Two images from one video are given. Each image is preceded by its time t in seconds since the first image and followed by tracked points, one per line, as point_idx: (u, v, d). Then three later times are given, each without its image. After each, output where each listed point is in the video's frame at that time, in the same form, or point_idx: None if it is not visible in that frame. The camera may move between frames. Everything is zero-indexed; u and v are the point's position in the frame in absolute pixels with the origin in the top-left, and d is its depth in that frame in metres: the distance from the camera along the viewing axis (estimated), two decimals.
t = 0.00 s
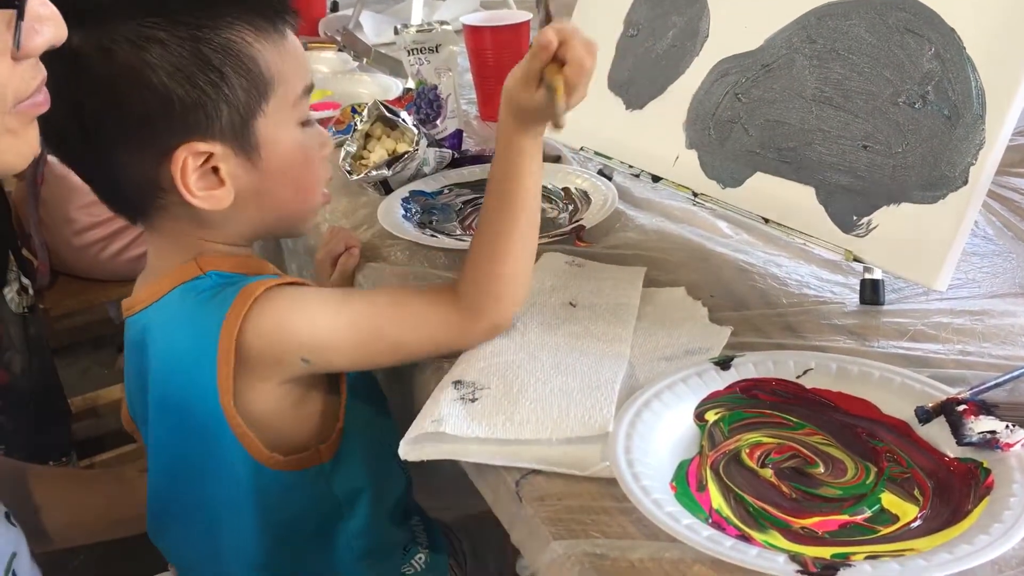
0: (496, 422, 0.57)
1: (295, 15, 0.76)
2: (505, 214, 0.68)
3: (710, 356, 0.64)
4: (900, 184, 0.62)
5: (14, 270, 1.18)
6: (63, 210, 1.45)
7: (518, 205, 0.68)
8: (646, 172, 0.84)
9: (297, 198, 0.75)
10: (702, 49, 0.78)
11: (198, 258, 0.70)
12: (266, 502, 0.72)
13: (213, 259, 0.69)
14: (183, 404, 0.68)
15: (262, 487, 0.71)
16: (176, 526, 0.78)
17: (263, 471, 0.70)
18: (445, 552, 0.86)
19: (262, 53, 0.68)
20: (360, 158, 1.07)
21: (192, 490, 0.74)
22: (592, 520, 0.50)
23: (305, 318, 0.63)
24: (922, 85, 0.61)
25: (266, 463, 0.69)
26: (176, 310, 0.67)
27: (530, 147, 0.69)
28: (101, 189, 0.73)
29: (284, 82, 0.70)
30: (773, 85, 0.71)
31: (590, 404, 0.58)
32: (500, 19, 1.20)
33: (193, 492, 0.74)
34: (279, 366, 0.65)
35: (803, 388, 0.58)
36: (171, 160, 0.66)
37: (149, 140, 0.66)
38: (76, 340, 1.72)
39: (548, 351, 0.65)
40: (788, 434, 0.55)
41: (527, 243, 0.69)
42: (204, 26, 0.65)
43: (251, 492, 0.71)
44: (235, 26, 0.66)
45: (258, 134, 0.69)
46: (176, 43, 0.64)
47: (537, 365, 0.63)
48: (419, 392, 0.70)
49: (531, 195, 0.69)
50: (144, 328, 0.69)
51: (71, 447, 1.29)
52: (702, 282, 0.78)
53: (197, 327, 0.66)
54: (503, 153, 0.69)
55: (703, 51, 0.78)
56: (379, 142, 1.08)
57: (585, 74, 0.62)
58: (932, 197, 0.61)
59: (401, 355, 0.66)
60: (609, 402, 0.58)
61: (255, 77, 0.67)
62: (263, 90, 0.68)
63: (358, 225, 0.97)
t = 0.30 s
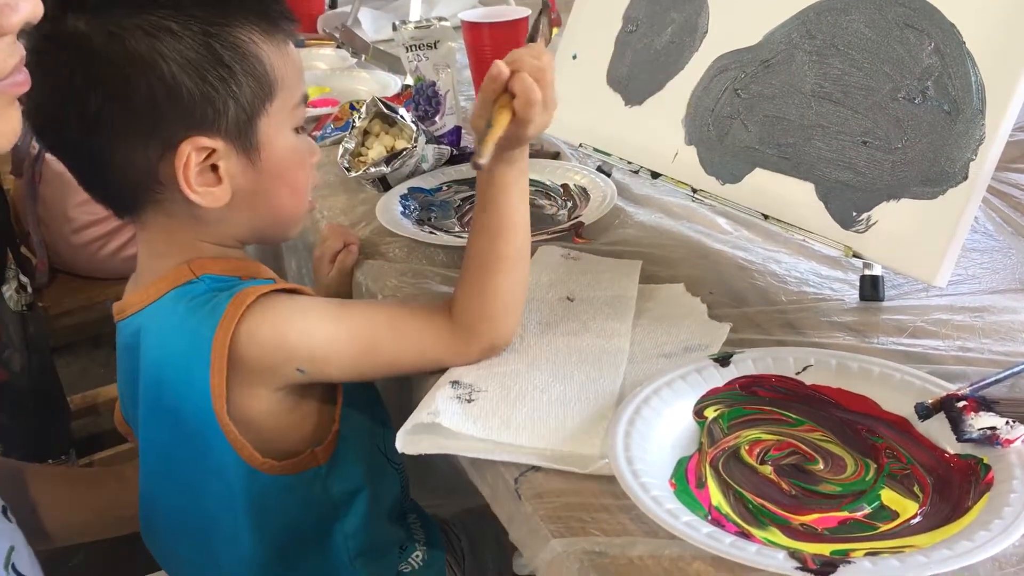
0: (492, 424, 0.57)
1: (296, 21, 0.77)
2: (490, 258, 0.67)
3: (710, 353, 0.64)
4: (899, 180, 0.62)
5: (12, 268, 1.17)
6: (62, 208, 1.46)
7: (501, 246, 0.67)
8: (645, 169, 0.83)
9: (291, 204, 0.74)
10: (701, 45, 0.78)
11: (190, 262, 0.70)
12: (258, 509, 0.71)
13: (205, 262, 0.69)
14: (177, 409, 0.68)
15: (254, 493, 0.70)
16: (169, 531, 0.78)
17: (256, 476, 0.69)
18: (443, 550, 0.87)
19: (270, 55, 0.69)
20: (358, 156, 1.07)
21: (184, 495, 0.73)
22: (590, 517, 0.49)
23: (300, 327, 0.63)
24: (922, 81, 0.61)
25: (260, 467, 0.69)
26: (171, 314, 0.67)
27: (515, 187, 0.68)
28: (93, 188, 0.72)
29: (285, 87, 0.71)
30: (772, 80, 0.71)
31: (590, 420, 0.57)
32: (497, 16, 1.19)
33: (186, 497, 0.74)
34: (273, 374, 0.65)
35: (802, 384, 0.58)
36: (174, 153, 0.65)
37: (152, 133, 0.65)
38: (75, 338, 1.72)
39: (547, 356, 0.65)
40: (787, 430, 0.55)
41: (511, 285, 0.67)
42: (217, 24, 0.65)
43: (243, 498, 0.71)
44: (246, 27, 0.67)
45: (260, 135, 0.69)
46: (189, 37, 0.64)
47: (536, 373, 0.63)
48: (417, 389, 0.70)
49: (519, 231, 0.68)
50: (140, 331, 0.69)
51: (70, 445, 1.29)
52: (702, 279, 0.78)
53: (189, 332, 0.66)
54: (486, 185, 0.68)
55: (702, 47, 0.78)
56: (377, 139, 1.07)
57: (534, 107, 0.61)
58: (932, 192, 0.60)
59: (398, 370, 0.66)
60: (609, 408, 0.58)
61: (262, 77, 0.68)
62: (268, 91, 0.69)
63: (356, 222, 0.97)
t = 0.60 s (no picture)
0: (493, 424, 0.57)
1: (313, 22, 0.77)
2: (491, 263, 0.67)
3: (711, 352, 0.64)
4: (900, 179, 0.62)
5: (15, 267, 1.18)
6: (65, 208, 1.46)
7: (503, 251, 0.67)
8: (647, 169, 0.83)
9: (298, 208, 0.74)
10: (703, 44, 0.78)
11: (201, 258, 0.70)
12: (266, 505, 0.72)
13: (216, 259, 0.70)
14: (184, 406, 0.68)
15: (264, 489, 0.71)
16: (173, 531, 0.78)
17: (266, 472, 0.70)
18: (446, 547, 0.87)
19: (289, 57, 0.69)
20: (361, 155, 1.07)
21: (190, 493, 0.73)
22: (592, 516, 0.50)
23: (303, 326, 0.64)
24: (922, 80, 0.61)
25: (271, 462, 0.69)
26: (179, 311, 0.67)
27: (515, 195, 0.69)
28: (105, 185, 0.73)
29: (304, 88, 0.71)
30: (773, 80, 0.71)
31: (591, 420, 0.57)
32: (499, 16, 1.20)
33: (191, 495, 0.73)
34: (276, 373, 0.66)
35: (804, 383, 0.58)
36: (196, 154, 0.65)
37: (177, 134, 0.65)
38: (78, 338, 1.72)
39: (547, 357, 0.65)
40: (789, 429, 0.55)
41: (513, 289, 0.67)
42: (238, 24, 0.65)
43: (252, 494, 0.71)
44: (267, 30, 0.67)
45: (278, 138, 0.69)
46: (212, 38, 0.64)
47: (538, 374, 0.63)
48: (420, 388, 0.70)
49: (519, 237, 0.69)
50: (149, 328, 0.69)
51: (73, 445, 1.29)
52: (703, 279, 0.78)
53: (198, 329, 0.66)
54: (483, 193, 0.69)
55: (703, 47, 0.78)
56: (379, 139, 1.08)
57: (516, 115, 0.63)
58: (933, 191, 0.61)
59: (398, 374, 0.66)
60: (611, 407, 0.58)
61: (282, 79, 0.68)
62: (288, 93, 0.69)
63: (358, 222, 0.97)
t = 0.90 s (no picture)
0: (498, 424, 0.57)
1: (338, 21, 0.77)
2: (496, 267, 0.67)
3: (715, 353, 0.64)
4: (903, 180, 0.63)
5: (21, 270, 1.17)
6: (69, 212, 1.47)
7: (508, 254, 0.68)
8: (650, 170, 0.83)
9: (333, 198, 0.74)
10: (706, 46, 0.78)
11: (221, 252, 0.70)
12: (280, 498, 0.72)
13: (237, 254, 0.70)
14: (198, 400, 0.68)
15: (280, 481, 0.71)
16: (184, 527, 0.77)
17: (283, 462, 0.70)
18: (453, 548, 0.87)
19: (313, 57, 0.68)
20: (365, 157, 1.07)
21: (203, 488, 0.73)
22: (596, 517, 0.50)
23: (318, 319, 0.64)
24: (926, 81, 0.61)
25: (288, 453, 0.69)
26: (196, 303, 0.67)
27: (520, 201, 0.69)
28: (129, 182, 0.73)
29: (326, 89, 0.70)
30: (777, 82, 0.71)
31: (596, 421, 0.57)
32: (502, 19, 1.20)
33: (204, 490, 0.73)
34: (292, 363, 0.66)
35: (808, 384, 0.58)
36: (220, 155, 0.66)
37: (201, 135, 0.65)
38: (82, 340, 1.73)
39: (550, 359, 0.65)
40: (794, 430, 0.55)
41: (523, 287, 0.67)
42: (262, 25, 0.66)
43: (266, 488, 0.71)
44: (290, 30, 0.67)
45: (302, 138, 0.69)
46: (236, 40, 0.64)
47: (542, 376, 0.63)
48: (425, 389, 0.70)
49: (525, 238, 0.69)
50: (165, 321, 0.70)
51: (78, 446, 1.30)
52: (706, 279, 0.78)
53: (214, 322, 0.66)
54: (489, 196, 0.69)
55: (707, 48, 0.78)
56: (383, 141, 1.08)
57: (512, 120, 0.64)
58: (936, 193, 0.61)
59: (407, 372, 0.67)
60: (615, 408, 0.58)
61: (306, 79, 0.68)
62: (311, 93, 0.68)
63: (363, 223, 0.97)
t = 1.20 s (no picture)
0: (503, 424, 0.57)
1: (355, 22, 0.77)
2: (500, 269, 0.67)
3: (720, 353, 0.64)
4: (909, 180, 0.63)
5: (25, 270, 1.18)
6: (75, 211, 1.45)
7: (513, 255, 0.68)
8: (654, 170, 0.83)
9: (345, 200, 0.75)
10: (711, 45, 0.78)
11: (234, 247, 0.70)
12: (290, 495, 0.72)
13: (251, 249, 0.70)
14: (210, 396, 0.68)
15: (291, 477, 0.71)
16: (194, 524, 0.78)
17: (294, 456, 0.70)
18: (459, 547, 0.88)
19: (339, 57, 0.69)
20: (369, 157, 1.07)
21: (213, 485, 0.73)
22: (601, 517, 0.50)
23: (327, 316, 0.64)
24: (932, 81, 0.61)
25: (299, 446, 0.70)
26: (209, 299, 0.68)
27: (520, 204, 0.70)
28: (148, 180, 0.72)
29: (348, 88, 0.71)
30: (782, 82, 0.71)
31: (601, 422, 0.57)
32: (507, 19, 1.20)
33: (213, 486, 0.73)
34: (301, 359, 0.66)
35: (813, 384, 0.58)
36: (261, 158, 0.66)
37: (246, 136, 0.65)
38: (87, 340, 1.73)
39: (554, 359, 0.65)
40: (800, 430, 0.55)
41: (531, 286, 0.68)
42: (300, 26, 0.66)
43: (277, 485, 0.71)
44: (322, 32, 0.67)
45: (331, 138, 0.70)
46: (280, 42, 0.64)
47: (547, 376, 0.63)
48: (429, 388, 0.70)
49: (529, 240, 0.69)
50: (178, 316, 0.70)
51: (83, 447, 1.31)
52: (711, 280, 0.78)
53: (226, 318, 0.66)
54: (491, 195, 0.70)
55: (712, 48, 0.78)
56: (388, 142, 1.08)
57: (494, 116, 0.65)
58: (941, 192, 0.61)
59: (413, 370, 0.67)
60: (620, 410, 0.58)
61: (335, 78, 0.68)
62: (339, 92, 0.69)
63: (367, 223, 0.98)
